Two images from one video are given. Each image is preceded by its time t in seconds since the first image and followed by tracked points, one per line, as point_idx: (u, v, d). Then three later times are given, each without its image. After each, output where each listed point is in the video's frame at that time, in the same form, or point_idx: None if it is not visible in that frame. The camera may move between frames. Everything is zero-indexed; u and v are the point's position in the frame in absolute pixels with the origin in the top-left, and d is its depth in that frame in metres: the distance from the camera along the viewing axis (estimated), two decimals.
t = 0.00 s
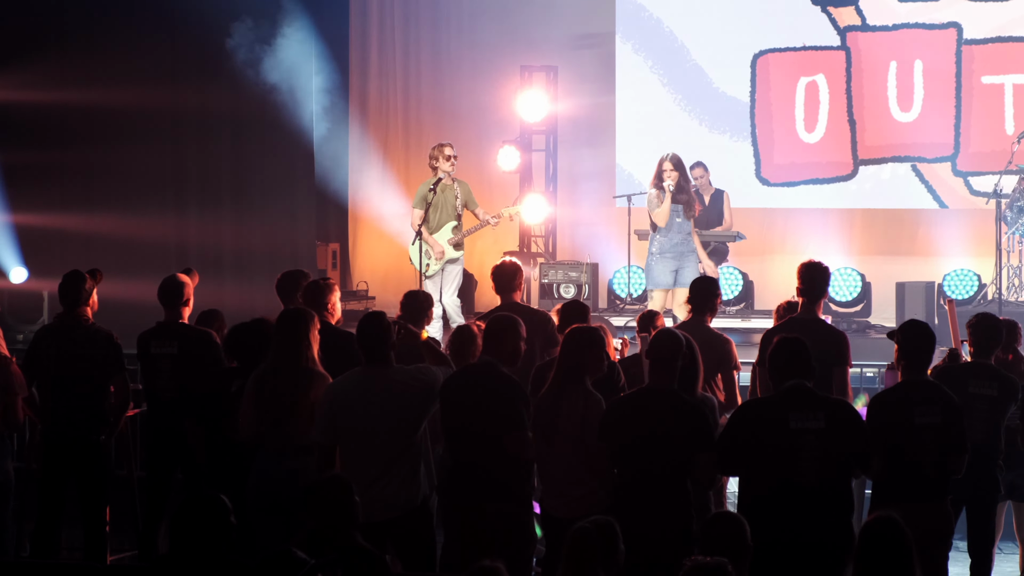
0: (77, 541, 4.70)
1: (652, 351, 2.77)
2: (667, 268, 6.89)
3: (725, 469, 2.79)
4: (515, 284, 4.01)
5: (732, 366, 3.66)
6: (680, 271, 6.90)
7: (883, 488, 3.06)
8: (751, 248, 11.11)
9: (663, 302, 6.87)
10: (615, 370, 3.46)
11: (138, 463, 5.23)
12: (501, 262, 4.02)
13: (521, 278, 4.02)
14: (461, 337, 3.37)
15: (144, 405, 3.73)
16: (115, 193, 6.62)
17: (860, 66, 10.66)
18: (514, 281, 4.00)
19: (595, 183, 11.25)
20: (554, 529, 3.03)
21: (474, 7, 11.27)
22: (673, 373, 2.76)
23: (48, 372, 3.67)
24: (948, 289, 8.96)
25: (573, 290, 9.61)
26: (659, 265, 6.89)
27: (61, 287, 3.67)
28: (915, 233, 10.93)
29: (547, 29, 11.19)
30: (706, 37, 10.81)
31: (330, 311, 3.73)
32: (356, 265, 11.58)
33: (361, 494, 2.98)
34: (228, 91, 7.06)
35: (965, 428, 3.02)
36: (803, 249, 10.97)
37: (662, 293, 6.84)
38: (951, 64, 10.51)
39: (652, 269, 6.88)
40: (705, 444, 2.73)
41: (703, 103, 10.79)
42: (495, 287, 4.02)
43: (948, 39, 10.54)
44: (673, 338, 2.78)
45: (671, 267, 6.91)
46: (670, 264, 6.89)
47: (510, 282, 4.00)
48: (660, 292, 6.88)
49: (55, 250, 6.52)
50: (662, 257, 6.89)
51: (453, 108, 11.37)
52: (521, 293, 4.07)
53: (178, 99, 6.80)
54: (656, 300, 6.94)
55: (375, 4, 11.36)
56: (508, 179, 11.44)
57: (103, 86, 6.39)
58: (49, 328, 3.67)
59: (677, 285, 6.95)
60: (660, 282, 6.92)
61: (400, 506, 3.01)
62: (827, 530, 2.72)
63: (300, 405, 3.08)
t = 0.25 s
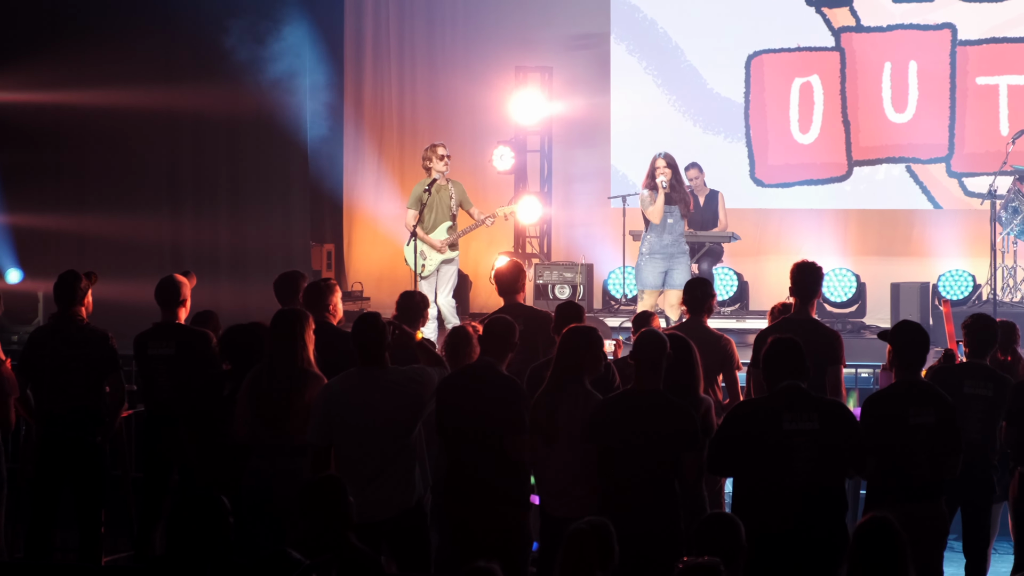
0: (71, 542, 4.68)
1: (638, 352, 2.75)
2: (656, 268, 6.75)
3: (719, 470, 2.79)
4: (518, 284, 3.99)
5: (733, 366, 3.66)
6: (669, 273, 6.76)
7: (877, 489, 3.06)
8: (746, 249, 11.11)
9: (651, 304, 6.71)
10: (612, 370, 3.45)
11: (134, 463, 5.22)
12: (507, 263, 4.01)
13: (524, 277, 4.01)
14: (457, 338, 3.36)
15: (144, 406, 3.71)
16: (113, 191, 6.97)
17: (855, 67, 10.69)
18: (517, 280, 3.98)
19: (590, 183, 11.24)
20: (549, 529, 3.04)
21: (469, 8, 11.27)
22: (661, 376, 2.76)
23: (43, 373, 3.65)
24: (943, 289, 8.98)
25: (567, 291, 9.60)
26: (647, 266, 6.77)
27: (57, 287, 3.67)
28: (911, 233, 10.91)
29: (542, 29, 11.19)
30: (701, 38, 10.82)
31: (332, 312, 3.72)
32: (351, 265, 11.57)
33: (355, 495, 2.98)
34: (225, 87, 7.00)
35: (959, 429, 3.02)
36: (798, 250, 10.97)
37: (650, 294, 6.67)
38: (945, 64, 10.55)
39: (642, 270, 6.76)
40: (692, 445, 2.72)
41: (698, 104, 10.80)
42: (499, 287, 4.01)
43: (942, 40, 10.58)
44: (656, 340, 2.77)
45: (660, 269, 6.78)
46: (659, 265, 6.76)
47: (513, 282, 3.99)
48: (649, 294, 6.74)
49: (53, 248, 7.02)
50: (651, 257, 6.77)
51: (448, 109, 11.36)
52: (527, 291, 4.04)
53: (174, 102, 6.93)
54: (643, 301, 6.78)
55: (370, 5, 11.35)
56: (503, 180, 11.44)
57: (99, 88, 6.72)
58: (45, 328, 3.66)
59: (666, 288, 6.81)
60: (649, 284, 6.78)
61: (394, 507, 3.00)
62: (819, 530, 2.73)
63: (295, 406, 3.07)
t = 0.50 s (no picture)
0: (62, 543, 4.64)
1: (616, 355, 2.74)
2: (644, 271, 6.71)
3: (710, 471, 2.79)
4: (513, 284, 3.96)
5: (723, 367, 3.66)
6: (658, 275, 6.71)
7: (867, 489, 3.07)
8: (736, 251, 11.14)
9: (641, 305, 6.76)
10: (604, 372, 3.45)
11: (125, 464, 5.18)
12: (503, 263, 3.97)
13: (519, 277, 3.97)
14: (448, 340, 3.34)
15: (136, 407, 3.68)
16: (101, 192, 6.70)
17: (844, 69, 10.72)
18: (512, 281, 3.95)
19: (581, 184, 11.25)
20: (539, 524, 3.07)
21: (460, 10, 11.26)
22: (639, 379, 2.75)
23: (32, 375, 3.61)
24: (933, 290, 9.02)
25: (558, 292, 9.59)
26: (636, 268, 6.74)
27: (45, 289, 3.62)
28: (901, 235, 10.95)
29: (533, 31, 11.19)
30: (690, 41, 10.84)
31: (337, 313, 3.75)
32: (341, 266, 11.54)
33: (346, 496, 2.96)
34: (215, 83, 6.98)
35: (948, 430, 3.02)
36: (789, 252, 11.00)
37: (638, 297, 6.70)
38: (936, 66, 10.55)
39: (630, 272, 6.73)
40: (675, 445, 2.70)
41: (688, 107, 10.82)
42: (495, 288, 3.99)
43: (933, 42, 10.57)
44: (638, 341, 2.74)
45: (649, 272, 6.75)
46: (647, 266, 6.73)
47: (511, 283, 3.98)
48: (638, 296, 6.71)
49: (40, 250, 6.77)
50: (640, 259, 6.75)
51: (438, 110, 11.35)
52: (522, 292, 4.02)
53: (160, 100, 6.73)
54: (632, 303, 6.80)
55: (360, 6, 11.34)
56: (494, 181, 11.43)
57: (87, 87, 6.45)
58: (35, 330, 3.62)
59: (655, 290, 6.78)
60: (638, 286, 6.76)
61: (385, 508, 2.99)
62: (810, 533, 2.72)
63: (285, 408, 3.04)
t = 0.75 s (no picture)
0: (48, 547, 4.58)
1: (598, 358, 2.80)
2: (633, 273, 6.73)
3: (698, 473, 2.78)
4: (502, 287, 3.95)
5: (704, 370, 3.63)
6: (646, 277, 6.74)
7: (855, 491, 3.06)
8: (725, 253, 11.16)
9: (628, 307, 6.74)
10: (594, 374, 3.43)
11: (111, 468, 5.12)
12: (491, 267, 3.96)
13: (508, 279, 3.96)
14: (438, 342, 3.32)
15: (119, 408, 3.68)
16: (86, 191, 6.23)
17: (833, 71, 10.75)
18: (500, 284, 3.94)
19: (570, 186, 11.25)
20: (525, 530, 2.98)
21: (448, 11, 11.24)
22: (620, 377, 2.80)
23: (21, 377, 3.58)
24: (921, 292, 9.06)
25: (547, 294, 9.58)
26: (623, 270, 6.75)
27: (32, 293, 3.57)
28: (889, 237, 10.98)
29: (522, 33, 11.17)
30: (679, 43, 10.86)
31: (327, 316, 3.71)
32: (330, 268, 11.48)
33: (335, 497, 2.93)
34: (206, 97, 7.13)
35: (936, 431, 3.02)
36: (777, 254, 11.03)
37: (626, 299, 6.68)
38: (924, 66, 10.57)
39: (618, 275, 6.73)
40: (653, 449, 2.69)
41: (676, 109, 10.84)
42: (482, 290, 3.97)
43: (921, 44, 10.60)
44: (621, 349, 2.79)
45: (638, 274, 6.75)
46: (635, 268, 6.73)
47: (499, 285, 3.95)
48: (625, 297, 6.71)
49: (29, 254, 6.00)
50: (628, 261, 6.75)
51: (427, 112, 11.32)
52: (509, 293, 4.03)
53: (146, 103, 6.56)
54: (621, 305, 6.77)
55: (349, 7, 11.30)
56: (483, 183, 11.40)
57: (80, 87, 6.09)
58: (22, 333, 3.58)
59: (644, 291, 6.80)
60: (626, 289, 6.76)
61: (374, 512, 2.96)
62: (800, 535, 2.71)
63: (273, 411, 3.02)
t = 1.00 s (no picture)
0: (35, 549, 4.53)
1: (583, 360, 2.79)
2: (620, 274, 6.70)
3: (687, 474, 2.77)
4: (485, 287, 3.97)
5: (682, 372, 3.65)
6: (633, 278, 6.73)
7: (844, 492, 3.06)
8: (713, 254, 11.18)
9: (617, 308, 6.69)
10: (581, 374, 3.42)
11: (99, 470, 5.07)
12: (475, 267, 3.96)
13: (492, 281, 3.98)
14: (427, 343, 3.31)
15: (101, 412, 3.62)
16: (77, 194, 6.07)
17: (821, 72, 10.81)
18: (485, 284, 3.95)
19: (559, 188, 11.24)
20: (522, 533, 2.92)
21: (437, 12, 11.22)
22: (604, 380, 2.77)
23: (7, 379, 3.53)
24: (910, 294, 9.13)
25: (535, 296, 9.57)
26: (610, 271, 6.71)
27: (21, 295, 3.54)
28: (877, 238, 11.02)
29: (511, 34, 11.16)
30: (667, 44, 10.87)
31: (305, 315, 3.66)
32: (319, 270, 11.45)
33: (324, 499, 2.90)
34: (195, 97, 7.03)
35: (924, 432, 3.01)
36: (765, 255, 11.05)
37: (614, 301, 6.65)
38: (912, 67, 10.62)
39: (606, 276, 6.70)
40: (634, 450, 2.69)
41: (664, 111, 10.86)
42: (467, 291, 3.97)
43: (909, 45, 10.65)
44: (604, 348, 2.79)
45: (626, 275, 6.72)
46: (623, 269, 6.70)
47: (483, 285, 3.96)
48: (613, 299, 6.67)
49: (16, 256, 5.80)
50: (615, 262, 6.73)
51: (416, 113, 11.29)
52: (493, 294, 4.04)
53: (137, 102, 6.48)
54: (609, 306, 6.74)
55: (338, 7, 11.27)
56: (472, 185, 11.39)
57: (69, 88, 6.01)
58: (9, 336, 3.53)
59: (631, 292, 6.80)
60: (614, 290, 6.74)
61: (364, 513, 2.93)
62: (789, 538, 2.70)
63: (261, 412, 3.00)
